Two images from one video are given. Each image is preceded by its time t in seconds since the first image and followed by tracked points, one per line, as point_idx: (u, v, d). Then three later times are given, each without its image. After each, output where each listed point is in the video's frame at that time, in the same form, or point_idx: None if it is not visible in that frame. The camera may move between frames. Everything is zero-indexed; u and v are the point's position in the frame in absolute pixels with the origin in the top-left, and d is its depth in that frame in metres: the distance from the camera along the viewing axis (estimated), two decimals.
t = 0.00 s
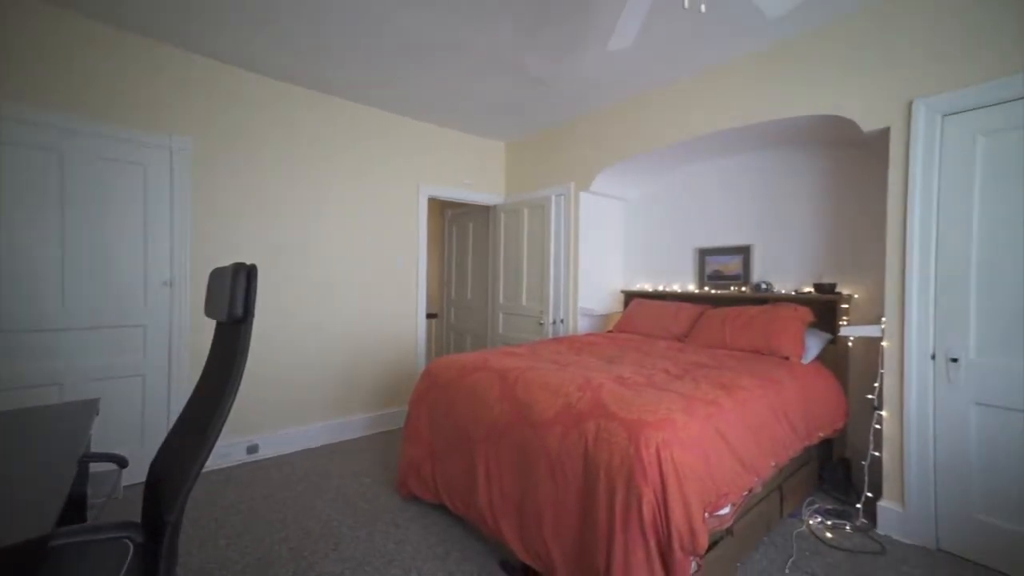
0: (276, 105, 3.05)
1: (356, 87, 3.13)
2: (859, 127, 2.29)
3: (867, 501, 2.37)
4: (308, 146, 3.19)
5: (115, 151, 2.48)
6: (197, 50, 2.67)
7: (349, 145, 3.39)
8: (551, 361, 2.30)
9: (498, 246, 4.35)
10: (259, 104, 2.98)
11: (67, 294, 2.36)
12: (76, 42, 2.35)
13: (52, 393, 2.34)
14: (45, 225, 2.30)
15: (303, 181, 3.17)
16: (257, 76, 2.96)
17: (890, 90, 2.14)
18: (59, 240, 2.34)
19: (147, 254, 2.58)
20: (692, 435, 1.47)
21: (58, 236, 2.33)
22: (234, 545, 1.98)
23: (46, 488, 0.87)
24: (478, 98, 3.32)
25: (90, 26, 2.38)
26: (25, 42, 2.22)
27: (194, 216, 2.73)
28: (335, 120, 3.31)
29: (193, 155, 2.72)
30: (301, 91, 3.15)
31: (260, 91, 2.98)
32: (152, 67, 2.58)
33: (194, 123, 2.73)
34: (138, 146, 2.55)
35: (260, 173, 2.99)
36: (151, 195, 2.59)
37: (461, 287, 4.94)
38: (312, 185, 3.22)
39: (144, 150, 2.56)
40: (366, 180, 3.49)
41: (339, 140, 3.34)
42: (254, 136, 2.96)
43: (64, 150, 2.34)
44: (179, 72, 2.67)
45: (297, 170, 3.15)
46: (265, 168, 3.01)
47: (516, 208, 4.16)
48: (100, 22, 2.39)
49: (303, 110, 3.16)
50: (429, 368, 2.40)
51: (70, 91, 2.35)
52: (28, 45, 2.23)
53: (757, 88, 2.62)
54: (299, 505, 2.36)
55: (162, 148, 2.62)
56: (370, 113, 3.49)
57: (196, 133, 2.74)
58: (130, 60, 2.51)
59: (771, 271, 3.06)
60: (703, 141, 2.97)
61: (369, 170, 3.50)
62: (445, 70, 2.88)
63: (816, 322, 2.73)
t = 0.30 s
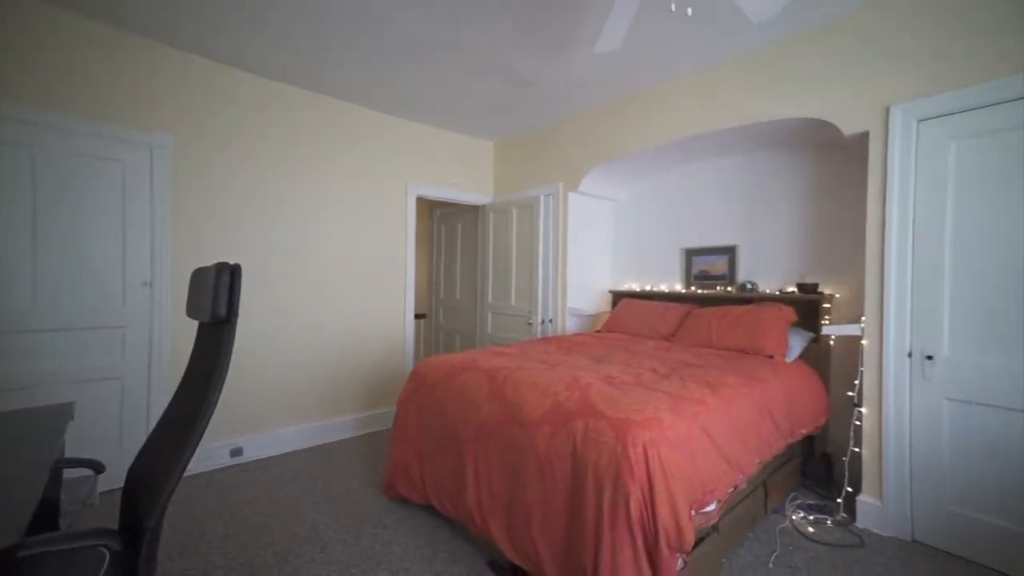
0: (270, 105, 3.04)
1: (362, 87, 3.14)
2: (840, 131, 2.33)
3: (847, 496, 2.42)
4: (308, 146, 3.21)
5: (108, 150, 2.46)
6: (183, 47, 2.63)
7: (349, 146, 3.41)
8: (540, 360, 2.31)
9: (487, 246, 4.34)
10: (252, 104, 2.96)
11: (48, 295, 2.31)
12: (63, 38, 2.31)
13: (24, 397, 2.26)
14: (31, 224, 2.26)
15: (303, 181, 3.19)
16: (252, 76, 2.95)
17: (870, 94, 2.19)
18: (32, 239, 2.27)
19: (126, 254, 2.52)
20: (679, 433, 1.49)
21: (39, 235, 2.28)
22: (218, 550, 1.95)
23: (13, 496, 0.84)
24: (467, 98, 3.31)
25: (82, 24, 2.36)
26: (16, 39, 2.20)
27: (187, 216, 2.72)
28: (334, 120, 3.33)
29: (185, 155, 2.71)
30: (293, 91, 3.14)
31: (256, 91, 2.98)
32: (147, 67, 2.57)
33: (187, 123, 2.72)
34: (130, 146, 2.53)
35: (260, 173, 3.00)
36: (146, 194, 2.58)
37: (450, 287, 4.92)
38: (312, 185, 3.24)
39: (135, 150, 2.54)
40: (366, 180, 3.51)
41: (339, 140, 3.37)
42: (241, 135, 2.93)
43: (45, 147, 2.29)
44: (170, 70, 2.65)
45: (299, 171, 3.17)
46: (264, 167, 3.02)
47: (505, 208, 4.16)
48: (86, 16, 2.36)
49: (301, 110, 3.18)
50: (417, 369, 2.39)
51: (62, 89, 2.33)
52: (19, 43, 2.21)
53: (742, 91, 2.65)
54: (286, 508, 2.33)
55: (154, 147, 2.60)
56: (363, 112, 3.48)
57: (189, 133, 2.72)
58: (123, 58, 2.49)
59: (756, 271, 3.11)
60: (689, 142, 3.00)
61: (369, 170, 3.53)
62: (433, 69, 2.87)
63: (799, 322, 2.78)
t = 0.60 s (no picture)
0: (265, 105, 3.04)
1: (358, 87, 3.14)
2: (824, 134, 2.38)
3: (831, 492, 2.47)
4: (308, 146, 3.23)
5: (102, 150, 2.45)
6: (169, 43, 2.59)
7: (346, 145, 3.43)
8: (529, 360, 2.31)
9: (476, 245, 4.34)
10: (245, 104, 2.95)
11: (30, 295, 2.26)
12: (48, 33, 2.27)
13: None
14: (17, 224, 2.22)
15: (301, 181, 3.20)
16: (248, 76, 2.95)
17: (852, 98, 2.24)
18: (6, 238, 2.20)
19: (106, 253, 2.46)
20: (667, 432, 1.51)
21: (22, 234, 2.24)
22: (203, 555, 1.91)
23: None
24: (456, 97, 3.30)
25: (73, 21, 2.34)
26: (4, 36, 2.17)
27: (181, 217, 2.71)
28: (333, 120, 3.35)
29: (179, 155, 2.70)
30: (285, 89, 3.12)
31: (252, 91, 2.98)
32: (142, 66, 2.56)
33: (183, 123, 2.71)
34: (124, 145, 2.51)
35: (260, 174, 3.02)
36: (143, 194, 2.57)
37: (439, 287, 4.90)
38: (309, 185, 3.24)
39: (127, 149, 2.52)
40: (362, 180, 3.54)
41: (337, 140, 3.38)
42: (230, 133, 2.89)
43: (27, 144, 2.25)
44: (162, 69, 2.63)
45: (296, 171, 3.18)
46: (265, 167, 3.04)
47: (495, 208, 4.16)
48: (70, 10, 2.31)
49: (300, 111, 3.19)
50: (406, 369, 2.38)
51: (53, 88, 2.30)
52: (13, 41, 2.19)
53: (730, 93, 2.69)
54: (273, 511, 2.30)
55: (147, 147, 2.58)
56: (354, 111, 3.47)
57: (183, 133, 2.71)
58: (117, 58, 2.47)
59: (742, 272, 3.15)
60: (676, 143, 3.03)
61: (365, 170, 3.55)
62: (423, 68, 2.86)
63: (784, 321, 2.83)
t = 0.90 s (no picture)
0: (265, 105, 3.04)
1: (355, 87, 3.13)
2: (809, 136, 2.41)
3: (816, 488, 2.52)
4: (308, 146, 3.24)
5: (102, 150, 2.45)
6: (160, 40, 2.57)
7: (346, 146, 3.45)
8: (520, 360, 2.31)
9: (467, 245, 4.33)
10: (242, 103, 2.94)
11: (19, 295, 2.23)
12: (44, 32, 2.26)
13: None
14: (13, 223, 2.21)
15: (302, 181, 3.22)
16: (248, 76, 2.96)
17: (836, 101, 2.27)
18: None
19: (86, 253, 2.40)
20: (657, 431, 1.52)
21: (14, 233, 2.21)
22: (187, 561, 1.88)
23: None
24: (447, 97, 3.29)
25: (70, 21, 2.33)
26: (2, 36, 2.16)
27: (179, 216, 2.71)
28: (332, 120, 3.37)
29: (178, 155, 2.70)
30: (278, 87, 3.10)
31: (250, 91, 2.98)
32: (143, 67, 2.56)
33: (181, 122, 2.71)
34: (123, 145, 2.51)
35: (260, 174, 3.03)
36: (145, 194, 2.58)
37: (430, 286, 4.89)
38: (309, 185, 3.26)
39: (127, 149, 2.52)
40: (367, 182, 3.58)
41: (337, 141, 3.40)
42: (224, 132, 2.87)
43: (22, 143, 2.23)
44: (159, 68, 2.62)
45: (295, 171, 3.20)
46: (265, 167, 3.05)
47: (485, 208, 4.15)
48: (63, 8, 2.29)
49: (300, 111, 3.21)
50: (396, 369, 2.36)
51: (52, 87, 2.30)
52: (14, 42, 2.19)
53: (718, 95, 2.71)
54: (260, 514, 2.27)
55: (146, 147, 2.58)
56: (347, 111, 3.46)
57: (181, 132, 2.71)
58: (118, 59, 2.48)
59: (730, 272, 3.19)
60: (665, 145, 3.06)
61: (366, 171, 3.58)
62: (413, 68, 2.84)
63: (771, 320, 2.87)
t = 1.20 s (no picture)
0: (254, 104, 3.03)
1: (341, 84, 3.10)
2: (794, 138, 2.45)
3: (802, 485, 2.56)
4: (304, 150, 3.28)
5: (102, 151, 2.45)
6: (152, 39, 2.56)
7: (338, 152, 3.47)
8: (511, 360, 2.31)
9: (457, 245, 4.32)
10: (238, 104, 2.96)
11: (11, 295, 2.21)
12: (42, 34, 2.26)
13: None
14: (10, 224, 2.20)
15: (295, 185, 3.24)
16: (238, 75, 2.95)
17: (821, 104, 2.31)
18: None
19: (66, 252, 2.35)
20: (646, 429, 1.53)
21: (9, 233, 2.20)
22: (171, 565, 1.85)
23: None
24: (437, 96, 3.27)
25: (68, 22, 2.33)
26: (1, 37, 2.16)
27: (177, 216, 2.72)
28: (326, 123, 3.39)
29: (176, 156, 2.71)
30: (270, 87, 3.10)
31: (245, 91, 2.99)
32: (141, 68, 2.58)
33: (171, 121, 2.70)
34: (122, 146, 2.52)
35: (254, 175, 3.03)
36: (145, 194, 2.60)
37: (420, 286, 4.87)
38: (301, 188, 3.27)
39: (127, 150, 2.54)
40: (358, 189, 3.60)
41: (331, 147, 3.43)
42: (219, 132, 2.88)
43: None
44: (156, 69, 2.63)
45: (285, 173, 3.18)
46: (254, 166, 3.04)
47: (475, 208, 4.15)
48: (61, 9, 2.29)
49: (296, 113, 3.23)
50: (386, 370, 2.35)
51: (51, 89, 2.30)
52: (13, 44, 2.19)
53: (706, 98, 2.74)
54: (247, 516, 2.25)
55: (145, 148, 2.60)
56: (337, 110, 3.44)
57: (179, 133, 2.72)
58: (116, 60, 2.49)
59: (718, 271, 3.22)
60: (654, 146, 3.08)
61: (360, 177, 3.60)
62: (403, 66, 2.83)
63: (758, 320, 2.91)
